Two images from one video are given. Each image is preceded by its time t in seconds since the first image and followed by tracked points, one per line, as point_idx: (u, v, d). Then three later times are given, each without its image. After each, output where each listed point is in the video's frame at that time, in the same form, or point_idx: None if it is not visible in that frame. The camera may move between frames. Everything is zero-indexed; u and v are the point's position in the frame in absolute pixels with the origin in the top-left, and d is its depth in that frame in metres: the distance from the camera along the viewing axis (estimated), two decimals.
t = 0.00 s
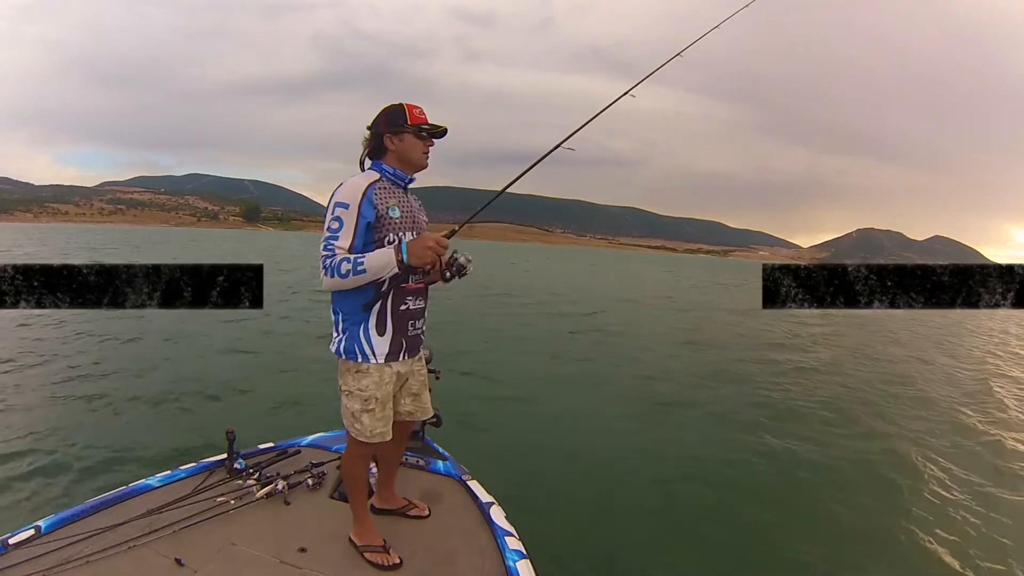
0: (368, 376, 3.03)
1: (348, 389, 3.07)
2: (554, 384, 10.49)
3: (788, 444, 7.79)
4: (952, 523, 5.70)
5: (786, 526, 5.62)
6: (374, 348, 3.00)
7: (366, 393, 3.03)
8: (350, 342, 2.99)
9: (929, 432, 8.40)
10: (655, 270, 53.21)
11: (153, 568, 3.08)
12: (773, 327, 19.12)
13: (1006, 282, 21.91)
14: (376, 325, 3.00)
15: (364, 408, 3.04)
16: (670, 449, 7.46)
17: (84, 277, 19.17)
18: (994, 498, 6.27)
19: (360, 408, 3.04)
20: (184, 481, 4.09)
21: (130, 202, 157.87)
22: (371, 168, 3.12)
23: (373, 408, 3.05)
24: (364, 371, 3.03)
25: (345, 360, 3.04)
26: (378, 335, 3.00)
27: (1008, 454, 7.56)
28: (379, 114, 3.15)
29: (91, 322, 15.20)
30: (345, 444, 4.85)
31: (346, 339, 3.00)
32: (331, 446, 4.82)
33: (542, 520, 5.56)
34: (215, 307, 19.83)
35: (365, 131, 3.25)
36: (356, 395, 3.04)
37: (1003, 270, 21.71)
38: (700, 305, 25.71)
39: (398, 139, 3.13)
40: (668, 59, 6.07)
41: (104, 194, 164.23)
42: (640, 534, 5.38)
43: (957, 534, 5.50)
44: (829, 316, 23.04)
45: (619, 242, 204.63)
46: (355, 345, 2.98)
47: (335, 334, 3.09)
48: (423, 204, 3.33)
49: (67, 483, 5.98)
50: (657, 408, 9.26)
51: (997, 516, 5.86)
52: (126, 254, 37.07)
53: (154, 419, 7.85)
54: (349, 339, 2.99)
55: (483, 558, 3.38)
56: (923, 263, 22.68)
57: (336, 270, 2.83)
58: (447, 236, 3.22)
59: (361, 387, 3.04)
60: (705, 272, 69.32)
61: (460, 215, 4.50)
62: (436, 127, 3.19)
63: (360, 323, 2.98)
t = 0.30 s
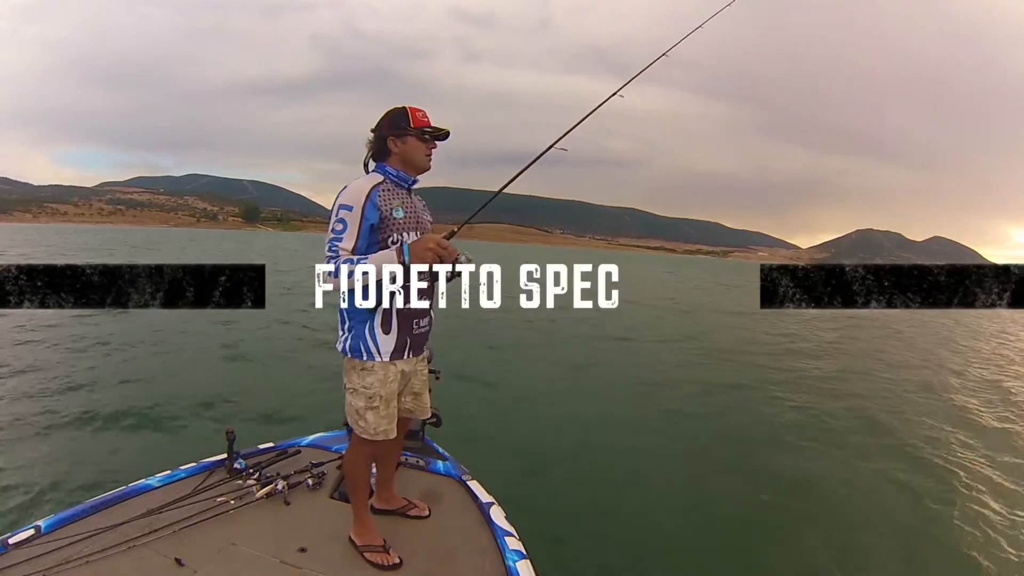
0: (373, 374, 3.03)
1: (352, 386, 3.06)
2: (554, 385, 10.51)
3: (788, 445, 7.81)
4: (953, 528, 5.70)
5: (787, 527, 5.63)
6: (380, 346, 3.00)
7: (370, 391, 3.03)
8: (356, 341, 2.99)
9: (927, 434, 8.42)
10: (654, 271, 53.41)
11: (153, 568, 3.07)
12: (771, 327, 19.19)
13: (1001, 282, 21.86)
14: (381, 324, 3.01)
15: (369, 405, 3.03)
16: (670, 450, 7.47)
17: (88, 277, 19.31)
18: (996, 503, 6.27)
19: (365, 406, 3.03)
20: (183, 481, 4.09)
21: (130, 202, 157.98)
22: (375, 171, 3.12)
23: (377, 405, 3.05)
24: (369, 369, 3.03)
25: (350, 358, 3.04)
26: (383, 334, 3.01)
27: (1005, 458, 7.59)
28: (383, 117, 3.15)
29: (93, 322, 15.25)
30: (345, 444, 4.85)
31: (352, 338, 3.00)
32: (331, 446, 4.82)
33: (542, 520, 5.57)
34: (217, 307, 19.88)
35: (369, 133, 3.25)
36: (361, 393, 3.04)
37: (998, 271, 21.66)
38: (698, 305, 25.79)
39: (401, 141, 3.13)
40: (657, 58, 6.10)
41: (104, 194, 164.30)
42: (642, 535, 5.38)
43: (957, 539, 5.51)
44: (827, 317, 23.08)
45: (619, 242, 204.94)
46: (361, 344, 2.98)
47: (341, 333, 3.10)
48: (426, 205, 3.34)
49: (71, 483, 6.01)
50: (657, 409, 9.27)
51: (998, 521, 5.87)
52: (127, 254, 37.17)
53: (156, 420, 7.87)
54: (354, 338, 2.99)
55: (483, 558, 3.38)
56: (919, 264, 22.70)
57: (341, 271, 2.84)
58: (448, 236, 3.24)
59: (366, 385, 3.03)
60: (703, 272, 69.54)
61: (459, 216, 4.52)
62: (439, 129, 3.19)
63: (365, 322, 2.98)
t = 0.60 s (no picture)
0: (375, 373, 3.03)
1: (354, 385, 3.07)
2: (553, 384, 10.51)
3: (787, 443, 7.83)
4: (950, 526, 5.72)
5: (785, 527, 5.63)
6: (382, 344, 3.00)
7: (372, 390, 3.03)
8: (358, 340, 3.00)
9: (926, 434, 8.41)
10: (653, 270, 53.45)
11: (153, 568, 3.08)
12: (769, 327, 19.21)
13: (998, 282, 21.58)
14: (383, 323, 3.01)
15: (370, 405, 3.03)
16: (670, 449, 7.47)
17: (91, 277, 19.16)
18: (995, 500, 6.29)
19: (366, 405, 3.04)
20: (183, 481, 4.09)
21: (129, 202, 158.06)
22: (376, 172, 3.12)
23: (379, 404, 3.05)
24: (370, 367, 3.03)
25: (352, 357, 3.05)
26: (385, 332, 3.01)
27: (1003, 457, 7.58)
28: (384, 118, 3.15)
29: (94, 323, 15.22)
30: (345, 444, 4.84)
31: (354, 337, 3.01)
32: (331, 446, 4.82)
33: (542, 521, 5.57)
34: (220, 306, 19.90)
35: (370, 134, 3.25)
36: (362, 391, 3.04)
37: (994, 271, 21.38)
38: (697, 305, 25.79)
39: (402, 142, 3.13)
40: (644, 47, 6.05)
41: (103, 194, 164.35)
42: (642, 535, 5.38)
43: (954, 538, 5.51)
44: (825, 316, 23.07)
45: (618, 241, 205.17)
46: (364, 343, 2.98)
47: (344, 332, 3.10)
48: (427, 205, 3.34)
49: (71, 483, 6.01)
50: (656, 408, 9.27)
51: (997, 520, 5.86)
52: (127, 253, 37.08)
53: (158, 420, 7.86)
54: (357, 337, 3.00)
55: (483, 557, 3.38)
56: (916, 264, 22.48)
57: (344, 271, 2.84)
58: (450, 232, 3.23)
59: (368, 383, 3.03)
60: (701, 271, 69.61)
61: (455, 214, 4.50)
62: (440, 130, 3.20)
63: (368, 321, 2.99)
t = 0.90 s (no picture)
0: (376, 373, 3.03)
1: (354, 385, 3.07)
2: (553, 384, 10.51)
3: (786, 444, 7.83)
4: (951, 531, 5.68)
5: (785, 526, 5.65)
6: (383, 344, 3.00)
7: (373, 390, 3.03)
8: (359, 340, 3.00)
9: (924, 434, 8.41)
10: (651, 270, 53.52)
11: (154, 568, 3.08)
12: (768, 327, 19.22)
13: (994, 282, 21.58)
14: (385, 323, 3.01)
15: (371, 404, 3.04)
16: (670, 449, 7.48)
17: (94, 277, 18.91)
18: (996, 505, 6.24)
19: (366, 405, 3.04)
20: (183, 481, 4.09)
21: (129, 201, 158.06)
22: (378, 172, 3.12)
23: (379, 404, 3.05)
24: (371, 367, 3.03)
25: (353, 357, 3.05)
26: (387, 332, 3.02)
27: (1001, 457, 7.60)
28: (387, 118, 3.16)
29: (95, 323, 15.25)
30: (345, 444, 4.84)
31: (355, 337, 3.01)
32: (331, 446, 4.82)
33: (542, 520, 5.57)
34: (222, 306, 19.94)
35: (372, 134, 3.25)
36: (363, 391, 3.04)
37: (991, 271, 21.34)
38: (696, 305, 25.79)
39: (404, 142, 3.13)
40: (641, 44, 6.04)
41: (103, 194, 164.40)
42: (643, 536, 5.38)
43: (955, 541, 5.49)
44: (823, 316, 23.10)
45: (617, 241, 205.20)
46: (365, 343, 2.99)
47: (344, 332, 3.10)
48: (428, 205, 3.34)
49: (72, 482, 6.01)
50: (656, 408, 9.26)
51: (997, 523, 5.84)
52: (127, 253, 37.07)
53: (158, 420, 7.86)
54: (358, 337, 3.00)
55: (483, 557, 3.39)
56: (913, 264, 22.40)
57: (345, 270, 2.84)
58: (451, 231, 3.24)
59: (368, 383, 3.03)
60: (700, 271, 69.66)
61: (454, 213, 4.50)
62: (442, 131, 3.19)
63: (369, 320, 2.99)
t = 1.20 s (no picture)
0: (377, 372, 3.03)
1: (355, 385, 3.07)
2: (552, 384, 10.52)
3: (786, 443, 7.83)
4: (956, 530, 5.67)
5: (789, 527, 5.65)
6: (384, 344, 3.00)
7: (374, 389, 3.03)
8: (361, 339, 3.00)
9: (923, 434, 8.42)
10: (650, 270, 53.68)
11: (154, 568, 3.07)
12: (766, 327, 19.26)
13: (990, 281, 21.73)
14: (386, 323, 3.01)
15: (372, 403, 3.04)
16: (670, 449, 7.49)
17: (98, 277, 19.15)
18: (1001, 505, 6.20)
19: (368, 404, 3.04)
20: (183, 481, 4.08)
21: (129, 201, 158.30)
22: (379, 172, 3.12)
23: (381, 404, 3.05)
24: (372, 366, 3.03)
25: (354, 356, 3.05)
26: (388, 332, 3.01)
27: (999, 455, 7.61)
28: (387, 118, 3.15)
29: (96, 323, 15.27)
30: (345, 444, 4.84)
31: (357, 336, 3.01)
32: (331, 446, 4.82)
33: (542, 521, 5.56)
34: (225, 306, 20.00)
35: (374, 134, 3.24)
36: (364, 390, 3.04)
37: (987, 271, 21.47)
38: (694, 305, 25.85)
39: (405, 143, 3.13)
40: (639, 43, 6.04)
41: (103, 194, 164.64)
42: (645, 536, 5.38)
43: (962, 541, 5.47)
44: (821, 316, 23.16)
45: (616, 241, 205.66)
46: (366, 342, 2.99)
47: (346, 332, 3.11)
48: (429, 205, 3.34)
49: (74, 484, 6.01)
50: (656, 408, 9.27)
51: (1002, 521, 5.82)
52: (128, 254, 37.07)
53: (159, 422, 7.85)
54: (359, 337, 3.00)
55: (483, 557, 3.38)
56: (910, 264, 22.51)
57: (346, 270, 2.84)
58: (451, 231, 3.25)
59: (370, 382, 3.03)
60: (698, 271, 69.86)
61: (454, 213, 4.50)
62: (443, 131, 3.19)
63: (370, 320, 2.99)
